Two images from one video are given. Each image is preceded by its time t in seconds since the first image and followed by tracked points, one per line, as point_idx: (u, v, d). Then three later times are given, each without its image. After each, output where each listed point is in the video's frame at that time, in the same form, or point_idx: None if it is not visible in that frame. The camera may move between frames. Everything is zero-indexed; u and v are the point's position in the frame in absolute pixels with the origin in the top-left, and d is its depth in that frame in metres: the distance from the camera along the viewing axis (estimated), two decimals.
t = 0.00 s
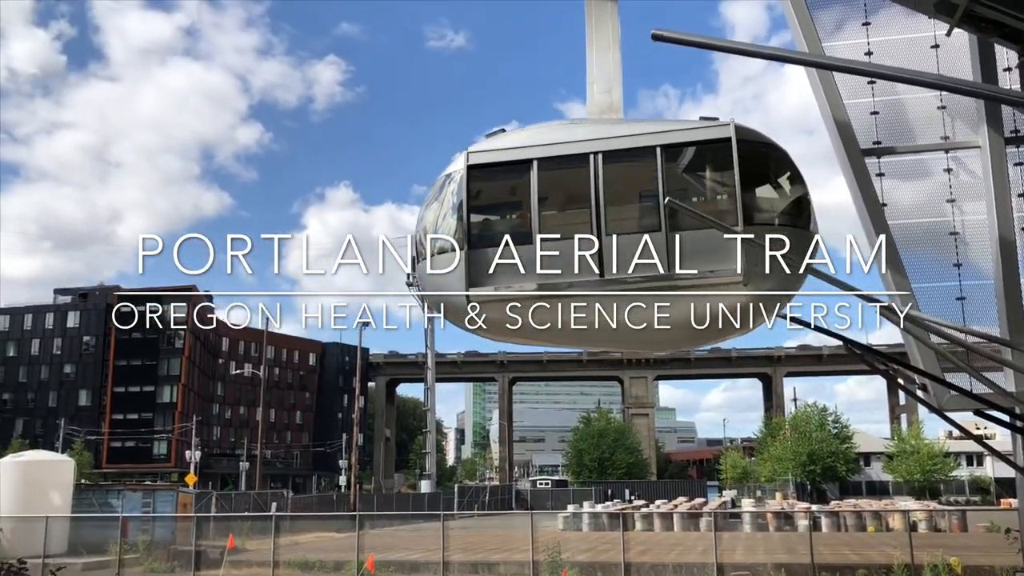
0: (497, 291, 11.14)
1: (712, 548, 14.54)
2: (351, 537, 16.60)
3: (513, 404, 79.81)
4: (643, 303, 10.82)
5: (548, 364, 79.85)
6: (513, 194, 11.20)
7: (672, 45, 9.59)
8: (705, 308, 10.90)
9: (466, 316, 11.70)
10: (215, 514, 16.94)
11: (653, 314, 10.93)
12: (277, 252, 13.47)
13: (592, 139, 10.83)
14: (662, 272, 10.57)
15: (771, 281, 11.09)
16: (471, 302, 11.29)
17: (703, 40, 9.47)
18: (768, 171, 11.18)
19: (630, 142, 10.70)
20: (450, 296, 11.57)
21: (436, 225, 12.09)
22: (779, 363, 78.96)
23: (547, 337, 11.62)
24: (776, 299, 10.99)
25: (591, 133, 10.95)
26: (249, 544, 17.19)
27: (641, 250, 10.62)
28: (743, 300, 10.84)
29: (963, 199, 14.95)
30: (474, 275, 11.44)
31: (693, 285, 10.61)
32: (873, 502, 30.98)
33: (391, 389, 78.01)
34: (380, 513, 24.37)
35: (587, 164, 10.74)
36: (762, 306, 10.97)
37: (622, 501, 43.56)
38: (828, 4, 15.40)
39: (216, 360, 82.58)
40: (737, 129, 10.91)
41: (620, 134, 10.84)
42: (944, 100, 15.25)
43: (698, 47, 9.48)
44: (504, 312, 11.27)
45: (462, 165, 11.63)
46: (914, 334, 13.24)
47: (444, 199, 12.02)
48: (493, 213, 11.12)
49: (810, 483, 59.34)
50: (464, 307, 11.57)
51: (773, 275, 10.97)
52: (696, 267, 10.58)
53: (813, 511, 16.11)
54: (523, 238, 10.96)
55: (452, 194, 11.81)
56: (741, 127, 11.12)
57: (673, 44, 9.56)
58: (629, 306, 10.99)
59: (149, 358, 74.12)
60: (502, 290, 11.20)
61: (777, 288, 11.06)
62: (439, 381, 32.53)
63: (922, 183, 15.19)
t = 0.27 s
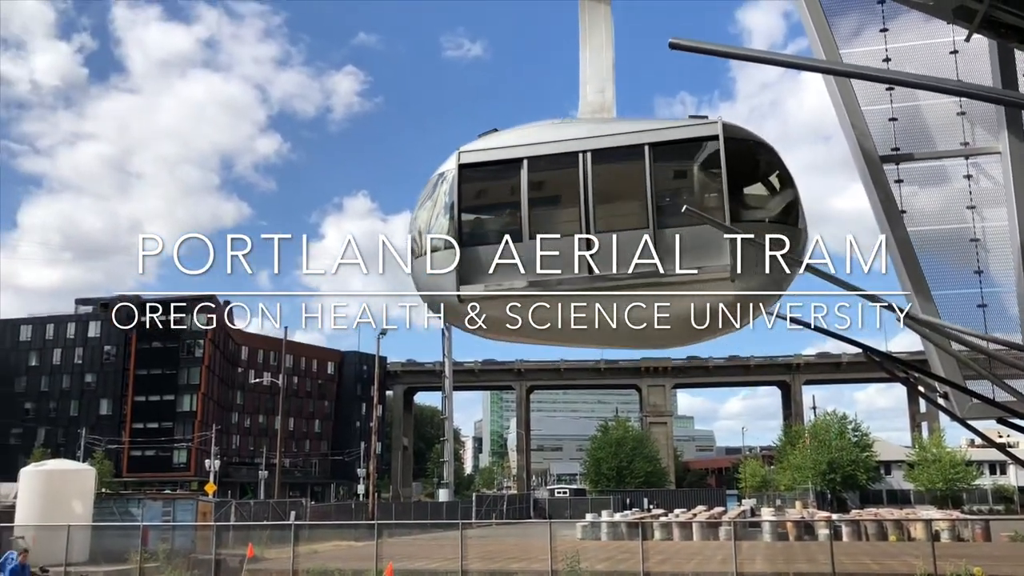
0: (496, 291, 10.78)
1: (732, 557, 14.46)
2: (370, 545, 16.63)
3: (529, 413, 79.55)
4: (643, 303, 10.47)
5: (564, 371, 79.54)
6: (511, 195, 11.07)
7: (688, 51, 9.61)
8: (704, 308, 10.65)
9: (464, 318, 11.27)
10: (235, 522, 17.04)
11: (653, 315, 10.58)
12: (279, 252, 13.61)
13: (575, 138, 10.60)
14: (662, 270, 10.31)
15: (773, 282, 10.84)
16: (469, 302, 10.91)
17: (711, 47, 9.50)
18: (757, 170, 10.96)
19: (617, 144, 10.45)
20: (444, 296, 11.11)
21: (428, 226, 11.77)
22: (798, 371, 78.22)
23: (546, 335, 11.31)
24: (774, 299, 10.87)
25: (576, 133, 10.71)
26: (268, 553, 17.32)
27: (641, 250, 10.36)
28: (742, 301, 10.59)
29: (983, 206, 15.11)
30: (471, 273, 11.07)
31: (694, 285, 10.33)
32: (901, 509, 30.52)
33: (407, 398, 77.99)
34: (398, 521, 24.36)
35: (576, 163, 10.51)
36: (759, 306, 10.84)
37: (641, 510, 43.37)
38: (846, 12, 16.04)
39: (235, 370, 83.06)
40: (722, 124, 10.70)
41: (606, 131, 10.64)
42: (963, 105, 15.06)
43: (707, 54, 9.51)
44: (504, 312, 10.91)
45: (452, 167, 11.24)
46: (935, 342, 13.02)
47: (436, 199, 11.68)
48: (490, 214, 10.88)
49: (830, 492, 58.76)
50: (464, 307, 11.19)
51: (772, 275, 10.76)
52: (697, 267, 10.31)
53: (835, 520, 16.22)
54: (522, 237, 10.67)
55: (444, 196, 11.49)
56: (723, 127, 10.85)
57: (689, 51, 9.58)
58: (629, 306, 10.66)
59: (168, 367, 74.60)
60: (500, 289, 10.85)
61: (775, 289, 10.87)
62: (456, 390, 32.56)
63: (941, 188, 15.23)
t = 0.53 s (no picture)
0: (497, 291, 10.85)
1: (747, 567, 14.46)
2: (387, 555, 16.71)
3: (544, 422, 79.47)
4: (643, 303, 10.63)
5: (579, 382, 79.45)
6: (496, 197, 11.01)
7: (706, 62, 9.60)
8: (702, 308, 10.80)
9: (464, 318, 11.36)
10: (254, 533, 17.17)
11: (653, 314, 10.72)
12: (277, 252, 13.74)
13: (558, 138, 10.63)
14: (663, 271, 10.36)
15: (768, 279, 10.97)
16: (470, 302, 11.02)
17: (733, 57, 9.44)
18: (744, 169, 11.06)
19: (604, 142, 10.48)
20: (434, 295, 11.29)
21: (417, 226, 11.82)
22: (814, 381, 77.97)
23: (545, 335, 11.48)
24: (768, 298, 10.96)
25: (559, 133, 10.76)
26: (286, 562, 17.43)
27: (641, 249, 10.40)
28: (738, 299, 10.76)
29: (1002, 213, 15.29)
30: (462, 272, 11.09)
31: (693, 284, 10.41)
32: (921, 523, 30.30)
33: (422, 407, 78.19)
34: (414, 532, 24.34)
35: (563, 165, 10.49)
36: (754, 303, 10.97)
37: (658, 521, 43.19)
38: (863, 21, 16.60)
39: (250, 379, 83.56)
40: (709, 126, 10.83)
41: (595, 131, 10.65)
42: (981, 114, 15.60)
43: (730, 64, 9.44)
44: (505, 313, 11.03)
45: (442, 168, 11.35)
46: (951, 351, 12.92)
47: (426, 199, 11.74)
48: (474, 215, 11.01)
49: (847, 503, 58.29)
50: (464, 309, 11.28)
51: (766, 274, 10.87)
52: (696, 268, 10.36)
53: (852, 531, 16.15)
54: (522, 237, 10.68)
55: (433, 197, 11.58)
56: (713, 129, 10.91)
57: (708, 61, 9.56)
58: (628, 306, 10.80)
59: (187, 378, 75.11)
60: (497, 290, 10.90)
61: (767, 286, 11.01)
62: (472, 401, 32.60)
63: (959, 196, 15.34)
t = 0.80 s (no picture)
0: (499, 291, 11.05)
1: None
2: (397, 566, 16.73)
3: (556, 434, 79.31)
4: (643, 303, 10.85)
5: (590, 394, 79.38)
6: (485, 201, 11.12)
7: (717, 74, 9.61)
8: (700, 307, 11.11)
9: (465, 318, 11.56)
10: (264, 544, 17.22)
11: (653, 314, 10.96)
12: (278, 254, 13.74)
13: (544, 140, 10.89)
14: (664, 270, 10.58)
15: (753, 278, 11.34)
16: (471, 302, 11.23)
17: (741, 68, 9.48)
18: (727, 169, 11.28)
19: (587, 143, 10.72)
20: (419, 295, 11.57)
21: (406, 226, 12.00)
22: (828, 394, 77.62)
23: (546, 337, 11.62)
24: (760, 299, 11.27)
25: (544, 134, 11.01)
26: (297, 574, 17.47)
27: (641, 250, 10.65)
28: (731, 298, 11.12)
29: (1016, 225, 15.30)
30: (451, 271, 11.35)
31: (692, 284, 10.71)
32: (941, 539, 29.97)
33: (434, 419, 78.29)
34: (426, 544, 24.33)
35: (547, 167, 10.75)
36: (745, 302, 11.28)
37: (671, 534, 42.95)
38: (876, 32, 16.81)
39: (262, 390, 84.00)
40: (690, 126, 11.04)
41: (578, 133, 10.89)
42: (995, 126, 15.70)
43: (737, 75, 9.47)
44: (505, 312, 11.23)
45: (427, 170, 11.46)
46: (966, 363, 12.86)
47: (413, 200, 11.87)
48: (464, 217, 11.15)
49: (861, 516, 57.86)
50: (465, 310, 11.52)
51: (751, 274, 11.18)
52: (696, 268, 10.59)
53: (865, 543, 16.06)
54: (521, 237, 10.86)
55: (421, 198, 11.65)
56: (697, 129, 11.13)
57: (718, 73, 9.57)
58: (629, 306, 11.03)
59: (199, 389, 75.64)
60: (500, 289, 11.06)
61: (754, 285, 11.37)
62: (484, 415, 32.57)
63: (971, 209, 15.55)
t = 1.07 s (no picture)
0: (499, 291, 10.90)
1: None
2: None
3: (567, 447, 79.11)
4: (643, 303, 10.69)
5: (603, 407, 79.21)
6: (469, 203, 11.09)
7: (729, 87, 9.60)
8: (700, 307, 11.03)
9: (465, 318, 11.28)
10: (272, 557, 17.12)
11: (653, 315, 10.84)
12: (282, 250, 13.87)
13: (529, 143, 10.91)
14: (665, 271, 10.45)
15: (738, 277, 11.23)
16: (471, 301, 11.02)
17: (753, 81, 9.46)
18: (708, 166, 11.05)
19: (571, 146, 10.75)
20: (403, 296, 11.37)
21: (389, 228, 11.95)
22: (841, 406, 77.16)
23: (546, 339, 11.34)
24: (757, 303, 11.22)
25: (527, 137, 11.03)
26: None
27: (642, 250, 10.54)
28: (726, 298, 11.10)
29: None
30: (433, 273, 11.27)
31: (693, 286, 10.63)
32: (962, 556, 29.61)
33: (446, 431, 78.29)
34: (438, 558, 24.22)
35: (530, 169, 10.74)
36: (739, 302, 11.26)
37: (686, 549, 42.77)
38: (887, 44, 17.03)
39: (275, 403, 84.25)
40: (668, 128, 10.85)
41: (561, 135, 10.91)
42: (1009, 137, 15.77)
43: (752, 87, 9.46)
44: (505, 313, 11.00)
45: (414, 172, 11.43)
46: (984, 376, 12.73)
47: (400, 202, 11.89)
48: (452, 220, 11.13)
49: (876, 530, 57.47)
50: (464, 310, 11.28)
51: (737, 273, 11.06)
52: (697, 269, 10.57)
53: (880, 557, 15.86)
54: (520, 237, 10.80)
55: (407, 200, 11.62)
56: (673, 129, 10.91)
57: (730, 86, 9.57)
58: (629, 306, 10.85)
59: (211, 402, 75.72)
60: (499, 290, 10.94)
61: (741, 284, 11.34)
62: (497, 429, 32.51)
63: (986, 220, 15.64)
